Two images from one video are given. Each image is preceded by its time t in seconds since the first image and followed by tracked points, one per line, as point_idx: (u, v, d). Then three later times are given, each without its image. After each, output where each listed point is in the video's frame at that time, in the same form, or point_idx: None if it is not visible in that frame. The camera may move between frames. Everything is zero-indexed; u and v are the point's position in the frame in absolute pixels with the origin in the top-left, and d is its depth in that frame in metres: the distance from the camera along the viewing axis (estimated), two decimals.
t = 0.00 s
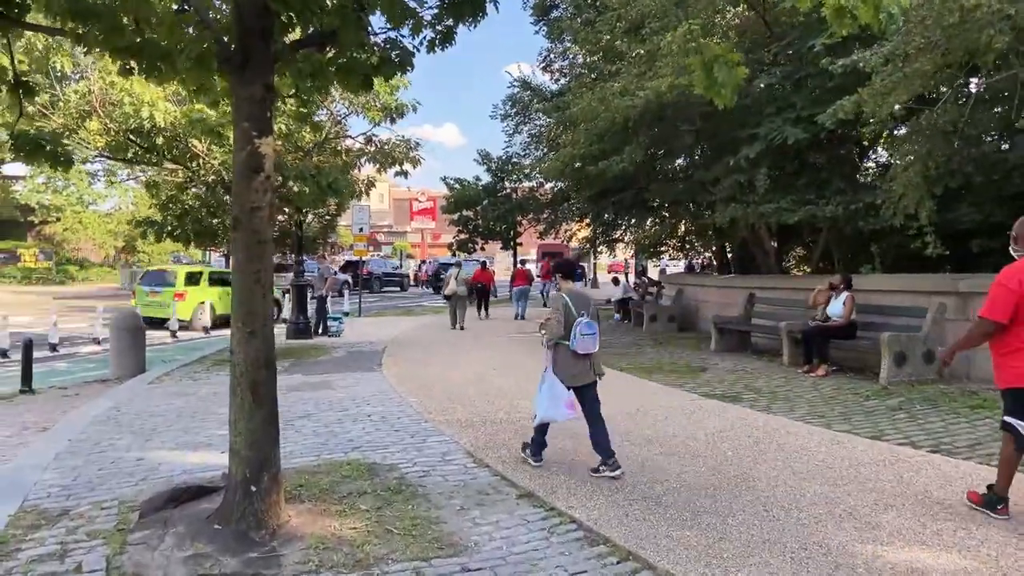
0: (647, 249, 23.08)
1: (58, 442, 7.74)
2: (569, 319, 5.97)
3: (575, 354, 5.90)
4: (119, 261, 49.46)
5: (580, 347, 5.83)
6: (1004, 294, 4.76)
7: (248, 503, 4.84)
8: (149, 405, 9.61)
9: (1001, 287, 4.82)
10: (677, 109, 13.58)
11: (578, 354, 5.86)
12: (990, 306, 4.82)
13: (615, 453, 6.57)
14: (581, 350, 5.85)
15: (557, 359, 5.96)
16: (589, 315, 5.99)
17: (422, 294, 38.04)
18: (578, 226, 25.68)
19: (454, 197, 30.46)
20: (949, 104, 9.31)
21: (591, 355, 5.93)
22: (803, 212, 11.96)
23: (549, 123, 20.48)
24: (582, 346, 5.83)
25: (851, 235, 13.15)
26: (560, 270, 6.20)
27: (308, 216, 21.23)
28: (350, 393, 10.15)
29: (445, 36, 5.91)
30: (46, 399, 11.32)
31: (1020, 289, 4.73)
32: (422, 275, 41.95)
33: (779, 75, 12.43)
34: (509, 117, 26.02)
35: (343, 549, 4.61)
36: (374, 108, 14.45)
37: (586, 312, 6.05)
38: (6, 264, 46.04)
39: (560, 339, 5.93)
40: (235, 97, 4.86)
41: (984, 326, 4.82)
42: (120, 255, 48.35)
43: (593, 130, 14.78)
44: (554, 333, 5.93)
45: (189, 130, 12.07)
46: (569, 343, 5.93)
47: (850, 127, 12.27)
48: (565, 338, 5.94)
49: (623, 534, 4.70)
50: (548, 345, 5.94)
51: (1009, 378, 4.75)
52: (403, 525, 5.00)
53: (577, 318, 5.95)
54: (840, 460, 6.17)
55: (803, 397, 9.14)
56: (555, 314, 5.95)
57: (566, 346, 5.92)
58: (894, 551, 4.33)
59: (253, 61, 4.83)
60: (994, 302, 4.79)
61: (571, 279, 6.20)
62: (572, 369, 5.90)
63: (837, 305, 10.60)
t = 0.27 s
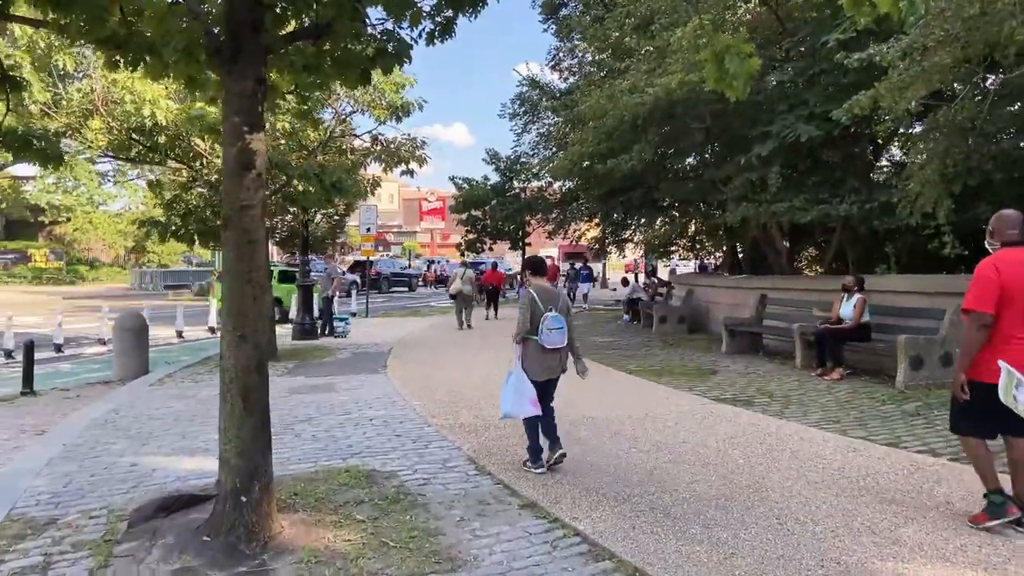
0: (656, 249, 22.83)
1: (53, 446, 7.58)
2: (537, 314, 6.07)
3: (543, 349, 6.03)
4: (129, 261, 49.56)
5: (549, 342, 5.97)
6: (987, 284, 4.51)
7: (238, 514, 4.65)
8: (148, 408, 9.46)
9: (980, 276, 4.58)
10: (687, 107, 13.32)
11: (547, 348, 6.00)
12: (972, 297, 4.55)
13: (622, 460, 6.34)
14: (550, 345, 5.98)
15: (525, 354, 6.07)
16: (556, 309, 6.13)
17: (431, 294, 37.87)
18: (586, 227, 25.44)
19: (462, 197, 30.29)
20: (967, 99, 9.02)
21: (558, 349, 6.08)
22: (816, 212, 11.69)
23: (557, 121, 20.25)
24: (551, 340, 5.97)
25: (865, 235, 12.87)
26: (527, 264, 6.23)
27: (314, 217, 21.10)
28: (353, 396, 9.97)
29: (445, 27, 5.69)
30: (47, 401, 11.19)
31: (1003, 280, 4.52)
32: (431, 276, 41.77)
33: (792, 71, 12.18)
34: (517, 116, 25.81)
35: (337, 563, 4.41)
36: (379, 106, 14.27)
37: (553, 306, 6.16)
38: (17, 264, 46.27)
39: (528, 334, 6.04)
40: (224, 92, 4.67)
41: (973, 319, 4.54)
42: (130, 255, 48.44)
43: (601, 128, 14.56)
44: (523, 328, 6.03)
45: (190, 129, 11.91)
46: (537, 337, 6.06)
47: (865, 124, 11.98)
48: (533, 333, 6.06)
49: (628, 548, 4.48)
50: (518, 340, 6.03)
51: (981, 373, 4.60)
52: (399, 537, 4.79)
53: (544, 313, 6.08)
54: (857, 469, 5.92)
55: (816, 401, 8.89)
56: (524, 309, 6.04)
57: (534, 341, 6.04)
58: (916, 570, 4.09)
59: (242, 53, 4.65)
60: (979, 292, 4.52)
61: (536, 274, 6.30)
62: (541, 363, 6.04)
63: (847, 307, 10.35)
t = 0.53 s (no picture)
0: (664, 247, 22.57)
1: (46, 449, 7.39)
2: (517, 316, 6.20)
3: (521, 352, 6.13)
4: (136, 260, 49.49)
5: (527, 343, 6.07)
6: (955, 291, 4.42)
7: (229, 523, 4.45)
8: (146, 409, 9.27)
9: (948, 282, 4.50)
10: (696, 103, 13.08)
11: (525, 350, 6.09)
12: (942, 304, 4.47)
13: (631, 465, 6.12)
14: (528, 347, 6.09)
15: (504, 356, 6.17)
16: (535, 314, 6.27)
17: (437, 293, 37.68)
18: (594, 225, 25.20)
19: (468, 195, 30.09)
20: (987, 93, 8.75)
21: (536, 353, 6.17)
22: (828, 209, 11.42)
23: (564, 118, 20.01)
24: (529, 343, 6.09)
25: (879, 233, 12.60)
26: (509, 269, 6.40)
27: (319, 215, 20.92)
28: (355, 397, 9.77)
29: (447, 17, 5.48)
30: (46, 401, 11.02)
31: (970, 285, 4.42)
32: (437, 275, 41.59)
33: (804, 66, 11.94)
34: (524, 114, 25.58)
35: None
36: (383, 103, 14.05)
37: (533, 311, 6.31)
38: (23, 263, 46.26)
39: (507, 336, 6.16)
40: (215, 83, 4.47)
41: (947, 327, 4.43)
42: (136, 254, 48.35)
43: (608, 124, 14.31)
44: (503, 330, 6.17)
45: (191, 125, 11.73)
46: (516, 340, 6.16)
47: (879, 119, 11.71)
48: (512, 335, 6.17)
49: (637, 562, 4.25)
50: (497, 341, 6.15)
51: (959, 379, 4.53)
52: (397, 547, 4.58)
53: (523, 316, 6.21)
54: (876, 476, 5.68)
55: (830, 404, 8.64)
56: (504, 312, 6.19)
57: (513, 343, 6.15)
58: None
59: (233, 42, 4.44)
60: (948, 300, 4.43)
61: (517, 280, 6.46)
62: (519, 366, 6.11)
63: (859, 306, 10.10)
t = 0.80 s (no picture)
0: (670, 246, 22.33)
1: (36, 452, 7.17)
2: (499, 312, 6.25)
3: (502, 347, 6.20)
4: (139, 259, 49.33)
5: (509, 339, 6.15)
6: (919, 284, 4.62)
7: (220, 534, 4.22)
8: (142, 411, 9.05)
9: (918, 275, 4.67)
10: (705, 98, 12.83)
11: (506, 346, 6.17)
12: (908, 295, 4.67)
13: (641, 471, 5.88)
14: (510, 342, 6.17)
15: (485, 350, 6.22)
16: (516, 309, 6.33)
17: (440, 293, 37.45)
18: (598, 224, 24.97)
19: (471, 194, 29.88)
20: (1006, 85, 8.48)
21: (517, 348, 6.27)
22: (840, 206, 11.16)
23: (569, 115, 19.78)
24: (510, 338, 6.17)
25: (891, 231, 12.34)
26: (490, 263, 6.39)
27: (321, 213, 20.70)
28: (355, 399, 9.54)
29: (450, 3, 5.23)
30: (41, 402, 10.80)
31: (937, 279, 4.60)
32: (440, 274, 41.35)
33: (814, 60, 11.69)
34: (527, 111, 25.36)
35: None
36: (385, 99, 13.81)
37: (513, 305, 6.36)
38: (26, 262, 46.11)
39: (489, 331, 6.21)
40: (205, 70, 4.24)
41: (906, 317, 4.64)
42: (139, 253, 48.18)
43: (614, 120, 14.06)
44: (484, 324, 6.20)
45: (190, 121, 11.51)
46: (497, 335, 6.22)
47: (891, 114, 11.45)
48: (493, 330, 6.22)
49: None
50: (479, 336, 6.19)
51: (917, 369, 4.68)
52: (397, 559, 4.35)
53: (505, 311, 6.27)
54: (898, 484, 5.44)
55: (844, 406, 8.39)
56: (486, 307, 6.23)
57: (494, 338, 6.20)
58: None
59: (224, 26, 4.21)
60: (912, 292, 4.63)
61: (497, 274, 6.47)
62: (498, 360, 6.20)
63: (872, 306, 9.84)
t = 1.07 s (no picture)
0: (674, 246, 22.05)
1: (21, 460, 6.91)
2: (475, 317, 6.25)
3: (478, 352, 6.17)
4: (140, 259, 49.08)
5: (484, 344, 6.13)
6: (898, 291, 4.63)
7: (204, 552, 3.97)
8: (134, 416, 8.78)
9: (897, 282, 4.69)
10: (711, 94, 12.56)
11: (482, 351, 6.14)
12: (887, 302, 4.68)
13: (651, 482, 5.60)
14: (485, 347, 6.14)
15: (462, 356, 6.22)
16: (493, 314, 6.31)
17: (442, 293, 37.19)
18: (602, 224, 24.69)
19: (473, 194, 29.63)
20: None
21: (495, 353, 6.21)
22: (851, 205, 10.89)
23: (572, 114, 19.52)
24: (485, 343, 6.14)
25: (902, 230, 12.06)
26: (470, 270, 6.44)
27: (322, 213, 20.44)
28: (353, 403, 9.28)
29: None
30: (32, 406, 10.55)
31: (915, 286, 4.62)
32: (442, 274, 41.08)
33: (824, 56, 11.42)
34: (530, 110, 25.10)
35: None
36: (385, 97, 13.53)
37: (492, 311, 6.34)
38: (26, 262, 45.88)
39: (465, 336, 6.20)
40: (187, 58, 3.98)
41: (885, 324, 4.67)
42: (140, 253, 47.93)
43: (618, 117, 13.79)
44: (461, 330, 6.21)
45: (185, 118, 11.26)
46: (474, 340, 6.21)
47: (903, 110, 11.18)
48: (470, 335, 6.22)
49: None
50: (455, 342, 6.20)
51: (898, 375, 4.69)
52: None
53: (482, 316, 6.25)
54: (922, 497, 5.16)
55: (858, 411, 8.12)
56: (462, 313, 6.24)
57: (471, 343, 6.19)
58: None
59: (207, 11, 3.95)
60: (890, 299, 4.65)
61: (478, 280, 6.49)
62: (475, 365, 6.16)
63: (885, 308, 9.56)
